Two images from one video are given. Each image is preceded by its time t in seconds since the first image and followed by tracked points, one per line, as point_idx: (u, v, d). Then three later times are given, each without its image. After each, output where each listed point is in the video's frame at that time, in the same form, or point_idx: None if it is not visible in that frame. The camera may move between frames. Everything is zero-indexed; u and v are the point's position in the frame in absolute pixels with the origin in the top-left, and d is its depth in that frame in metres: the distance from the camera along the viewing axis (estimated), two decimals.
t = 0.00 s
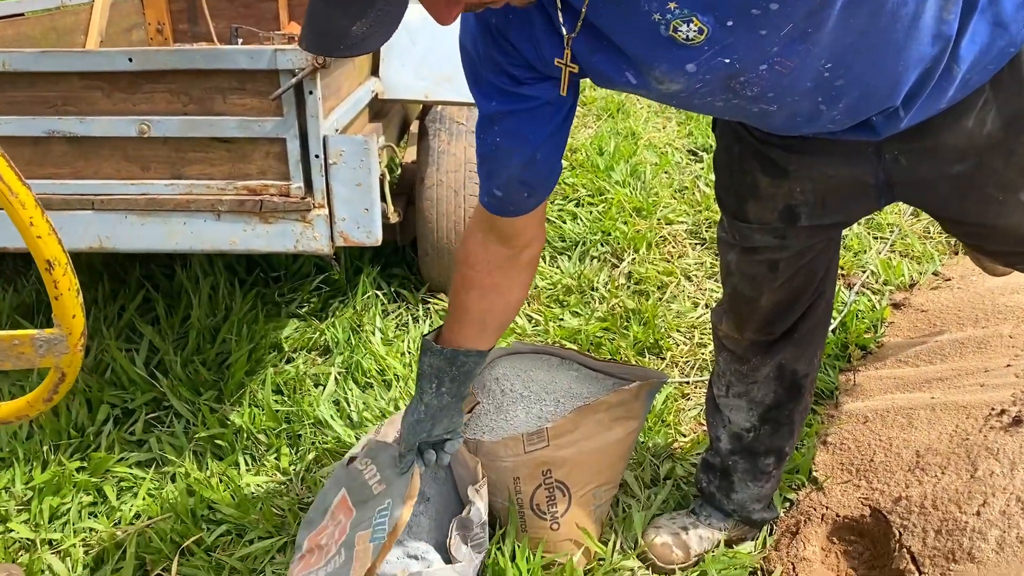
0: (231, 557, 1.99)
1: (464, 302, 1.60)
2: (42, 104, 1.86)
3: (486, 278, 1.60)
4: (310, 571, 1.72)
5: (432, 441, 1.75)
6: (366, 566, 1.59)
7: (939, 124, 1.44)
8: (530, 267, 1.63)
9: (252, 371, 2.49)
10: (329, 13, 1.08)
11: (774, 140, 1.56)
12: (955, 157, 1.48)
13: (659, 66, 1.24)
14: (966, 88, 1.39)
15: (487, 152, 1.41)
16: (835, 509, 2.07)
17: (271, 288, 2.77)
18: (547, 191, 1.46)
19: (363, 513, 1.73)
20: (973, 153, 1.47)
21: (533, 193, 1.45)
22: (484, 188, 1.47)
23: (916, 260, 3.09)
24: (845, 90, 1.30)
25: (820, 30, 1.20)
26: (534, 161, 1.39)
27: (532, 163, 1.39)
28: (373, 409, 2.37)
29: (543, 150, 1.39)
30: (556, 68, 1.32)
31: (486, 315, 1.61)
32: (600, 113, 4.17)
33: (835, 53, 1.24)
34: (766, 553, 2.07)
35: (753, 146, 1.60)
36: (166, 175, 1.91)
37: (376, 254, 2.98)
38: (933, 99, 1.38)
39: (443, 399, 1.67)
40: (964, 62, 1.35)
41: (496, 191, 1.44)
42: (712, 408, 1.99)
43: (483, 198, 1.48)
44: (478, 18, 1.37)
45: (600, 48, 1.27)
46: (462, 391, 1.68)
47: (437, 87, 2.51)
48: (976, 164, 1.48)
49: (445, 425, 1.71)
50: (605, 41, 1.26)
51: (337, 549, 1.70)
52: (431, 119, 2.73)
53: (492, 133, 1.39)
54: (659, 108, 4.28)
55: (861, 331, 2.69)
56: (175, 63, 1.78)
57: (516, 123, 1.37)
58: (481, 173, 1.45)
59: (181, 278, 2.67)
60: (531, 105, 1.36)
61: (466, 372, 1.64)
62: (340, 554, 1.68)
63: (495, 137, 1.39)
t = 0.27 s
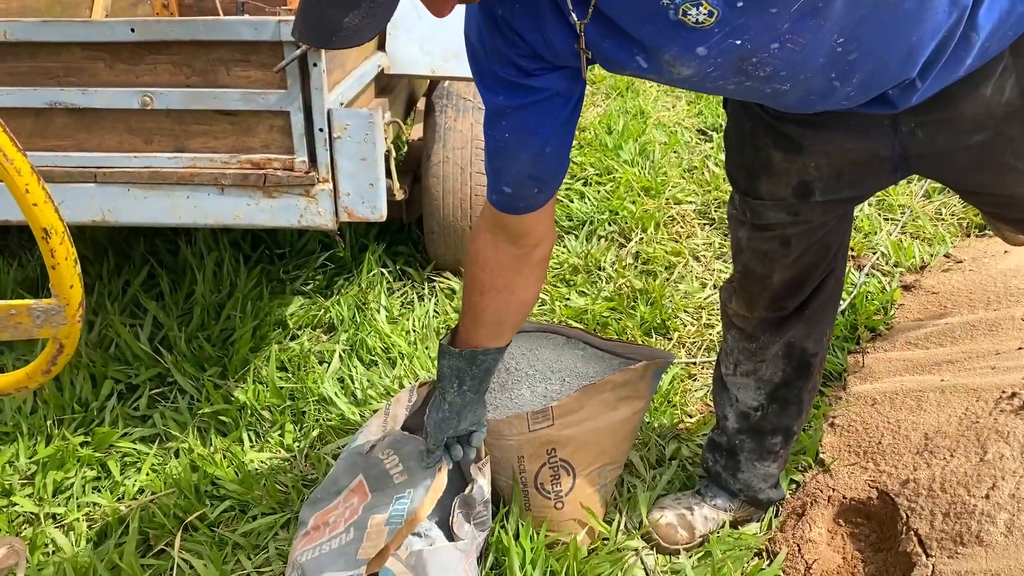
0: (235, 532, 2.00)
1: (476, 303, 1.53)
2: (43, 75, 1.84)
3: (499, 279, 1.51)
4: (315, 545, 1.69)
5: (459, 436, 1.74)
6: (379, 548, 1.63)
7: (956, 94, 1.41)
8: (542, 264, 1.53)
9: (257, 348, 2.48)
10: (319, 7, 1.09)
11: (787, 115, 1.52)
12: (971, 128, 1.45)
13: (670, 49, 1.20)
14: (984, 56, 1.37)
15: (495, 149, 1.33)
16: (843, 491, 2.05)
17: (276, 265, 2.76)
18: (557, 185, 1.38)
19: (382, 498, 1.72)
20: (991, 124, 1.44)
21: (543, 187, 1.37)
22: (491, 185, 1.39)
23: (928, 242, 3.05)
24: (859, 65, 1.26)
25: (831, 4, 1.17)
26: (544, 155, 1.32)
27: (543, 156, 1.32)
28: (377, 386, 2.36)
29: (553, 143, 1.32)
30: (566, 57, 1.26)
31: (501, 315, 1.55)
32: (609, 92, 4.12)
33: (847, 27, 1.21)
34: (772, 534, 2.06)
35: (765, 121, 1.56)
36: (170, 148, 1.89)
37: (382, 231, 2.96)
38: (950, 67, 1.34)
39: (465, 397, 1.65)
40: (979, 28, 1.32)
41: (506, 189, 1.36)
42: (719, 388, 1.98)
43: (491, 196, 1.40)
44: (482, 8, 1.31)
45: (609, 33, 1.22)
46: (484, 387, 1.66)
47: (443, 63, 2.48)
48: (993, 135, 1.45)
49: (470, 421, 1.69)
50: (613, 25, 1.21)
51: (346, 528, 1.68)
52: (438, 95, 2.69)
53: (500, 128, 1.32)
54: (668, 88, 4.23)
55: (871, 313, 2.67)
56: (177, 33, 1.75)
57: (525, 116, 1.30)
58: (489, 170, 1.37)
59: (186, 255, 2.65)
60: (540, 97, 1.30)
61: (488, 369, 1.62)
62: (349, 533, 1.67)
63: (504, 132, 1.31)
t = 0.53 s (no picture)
0: (247, 514, 2.00)
1: (493, 284, 1.51)
2: (54, 52, 1.82)
3: (515, 262, 1.48)
4: (326, 527, 1.69)
5: (472, 421, 1.74)
6: (394, 533, 1.62)
7: (979, 74, 1.39)
8: (559, 246, 1.50)
9: (268, 330, 2.48)
10: None
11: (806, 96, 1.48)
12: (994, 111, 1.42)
13: (690, 30, 1.17)
14: (1007, 37, 1.35)
15: (512, 133, 1.29)
16: (857, 478, 2.04)
17: (287, 247, 2.75)
18: (575, 167, 1.35)
19: (395, 482, 1.72)
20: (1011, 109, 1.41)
21: (561, 170, 1.33)
22: (508, 168, 1.35)
23: (943, 229, 3.02)
24: (884, 45, 1.23)
25: None
26: (562, 138, 1.28)
27: (561, 140, 1.28)
28: (388, 369, 2.36)
29: (570, 126, 1.28)
30: (585, 40, 1.21)
31: (517, 296, 1.52)
32: (621, 76, 4.09)
33: (871, 6, 1.18)
34: (785, 520, 2.05)
35: (782, 103, 1.51)
36: (182, 127, 1.88)
37: (394, 214, 2.95)
38: (973, 48, 1.33)
39: (479, 378, 1.62)
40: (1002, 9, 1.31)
41: (523, 171, 1.33)
42: (733, 374, 1.96)
43: (509, 179, 1.36)
44: None
45: (628, 15, 1.18)
46: (498, 369, 1.63)
47: (457, 44, 2.44)
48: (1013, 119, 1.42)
49: (482, 405, 1.68)
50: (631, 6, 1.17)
51: (358, 510, 1.68)
52: (450, 77, 2.66)
53: (517, 111, 1.28)
54: (681, 72, 4.20)
55: (885, 300, 2.64)
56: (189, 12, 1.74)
57: (542, 99, 1.26)
58: (506, 153, 1.33)
59: (197, 237, 2.65)
60: (557, 80, 1.25)
61: (502, 352, 1.59)
62: (361, 517, 1.66)
63: (522, 116, 1.27)
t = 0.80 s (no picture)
0: (256, 502, 1.99)
1: (488, 242, 1.52)
2: (65, 37, 1.81)
3: (514, 221, 1.49)
4: (333, 514, 1.70)
5: (443, 389, 1.74)
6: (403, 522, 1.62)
7: (998, 65, 1.37)
8: (558, 209, 1.51)
9: (277, 319, 2.48)
10: None
11: (821, 86, 1.44)
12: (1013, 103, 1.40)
13: (710, 6, 1.13)
14: None
15: (523, 99, 1.28)
16: (868, 471, 2.03)
17: (296, 236, 2.74)
18: (587, 135, 1.35)
19: (388, 462, 1.73)
20: None
21: (573, 137, 1.33)
22: (518, 133, 1.35)
23: (956, 220, 3.00)
24: (904, 29, 1.21)
25: None
26: (574, 105, 1.27)
27: (574, 107, 1.28)
28: (398, 359, 2.36)
29: (584, 94, 1.27)
30: (600, 12, 1.20)
31: (510, 259, 1.53)
32: (631, 66, 4.06)
33: None
34: (796, 512, 2.04)
35: (796, 94, 1.49)
36: (193, 114, 1.87)
37: (402, 203, 2.94)
38: (994, 37, 1.31)
39: (458, 344, 1.63)
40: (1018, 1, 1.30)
41: (534, 137, 1.33)
42: (744, 365, 1.95)
43: (519, 144, 1.36)
44: None
45: None
46: (479, 337, 1.64)
47: (468, 32, 2.43)
48: None
49: (456, 373, 1.70)
50: None
51: (360, 496, 1.70)
52: (460, 65, 2.64)
53: (530, 78, 1.26)
54: (691, 63, 4.17)
55: (897, 292, 2.62)
56: None
57: (557, 69, 1.24)
58: (516, 118, 1.33)
59: (206, 225, 2.64)
60: (572, 51, 1.23)
61: (485, 317, 1.59)
62: (365, 503, 1.68)
63: (534, 83, 1.26)
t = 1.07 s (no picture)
0: (262, 494, 2.00)
1: (459, 223, 1.49)
2: (72, 28, 1.80)
3: (486, 205, 1.46)
4: (336, 506, 1.68)
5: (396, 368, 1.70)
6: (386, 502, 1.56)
7: (1011, 58, 1.36)
8: (532, 199, 1.49)
9: (283, 311, 2.48)
10: None
11: (833, 78, 1.44)
12: None
13: None
14: None
15: (519, 75, 1.24)
16: (875, 465, 2.02)
17: (301, 228, 2.74)
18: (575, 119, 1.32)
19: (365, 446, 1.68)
20: None
21: (561, 121, 1.31)
22: (506, 111, 1.31)
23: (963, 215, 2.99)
24: (920, 20, 1.21)
25: None
26: (569, 88, 1.24)
27: (567, 89, 1.25)
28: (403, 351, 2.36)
29: (580, 77, 1.24)
30: None
31: (479, 243, 1.50)
32: (637, 59, 4.05)
33: None
34: (802, 507, 2.03)
35: (808, 85, 1.48)
36: (200, 106, 1.87)
37: (408, 196, 2.94)
38: (1007, 32, 1.32)
39: (415, 324, 1.59)
40: None
41: (522, 117, 1.30)
42: (750, 359, 1.94)
43: (506, 121, 1.32)
44: None
45: None
46: (438, 321, 1.60)
47: (474, 24, 2.41)
48: None
49: (410, 354, 1.66)
50: None
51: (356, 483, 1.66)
52: (467, 57, 2.64)
53: (528, 53, 1.22)
54: (698, 56, 4.16)
55: (904, 286, 2.62)
56: None
57: (560, 49, 1.21)
58: (506, 94, 1.29)
59: (211, 217, 2.64)
60: (577, 31, 1.20)
61: (446, 300, 1.55)
62: (361, 489, 1.64)
63: (532, 59, 1.22)
